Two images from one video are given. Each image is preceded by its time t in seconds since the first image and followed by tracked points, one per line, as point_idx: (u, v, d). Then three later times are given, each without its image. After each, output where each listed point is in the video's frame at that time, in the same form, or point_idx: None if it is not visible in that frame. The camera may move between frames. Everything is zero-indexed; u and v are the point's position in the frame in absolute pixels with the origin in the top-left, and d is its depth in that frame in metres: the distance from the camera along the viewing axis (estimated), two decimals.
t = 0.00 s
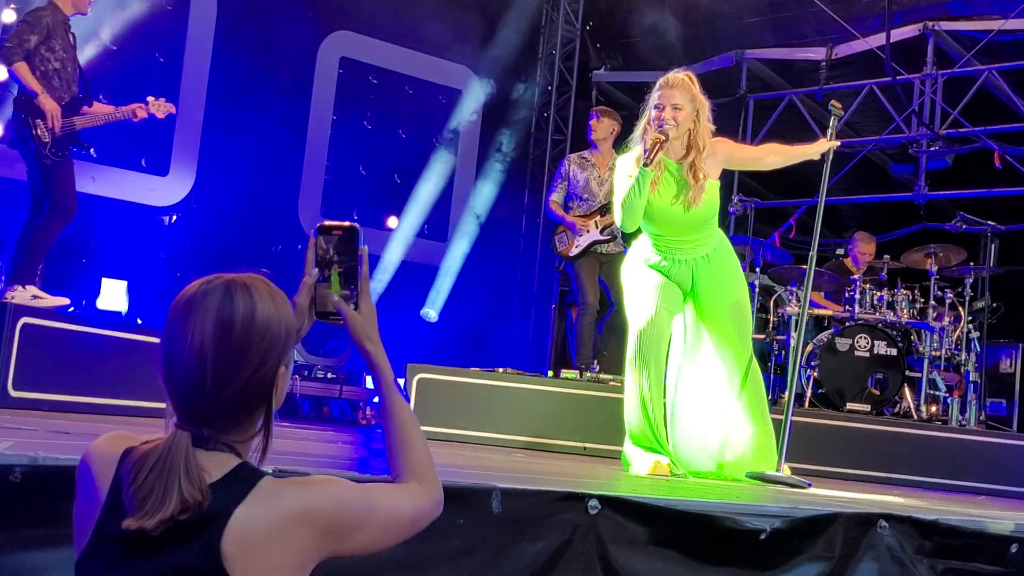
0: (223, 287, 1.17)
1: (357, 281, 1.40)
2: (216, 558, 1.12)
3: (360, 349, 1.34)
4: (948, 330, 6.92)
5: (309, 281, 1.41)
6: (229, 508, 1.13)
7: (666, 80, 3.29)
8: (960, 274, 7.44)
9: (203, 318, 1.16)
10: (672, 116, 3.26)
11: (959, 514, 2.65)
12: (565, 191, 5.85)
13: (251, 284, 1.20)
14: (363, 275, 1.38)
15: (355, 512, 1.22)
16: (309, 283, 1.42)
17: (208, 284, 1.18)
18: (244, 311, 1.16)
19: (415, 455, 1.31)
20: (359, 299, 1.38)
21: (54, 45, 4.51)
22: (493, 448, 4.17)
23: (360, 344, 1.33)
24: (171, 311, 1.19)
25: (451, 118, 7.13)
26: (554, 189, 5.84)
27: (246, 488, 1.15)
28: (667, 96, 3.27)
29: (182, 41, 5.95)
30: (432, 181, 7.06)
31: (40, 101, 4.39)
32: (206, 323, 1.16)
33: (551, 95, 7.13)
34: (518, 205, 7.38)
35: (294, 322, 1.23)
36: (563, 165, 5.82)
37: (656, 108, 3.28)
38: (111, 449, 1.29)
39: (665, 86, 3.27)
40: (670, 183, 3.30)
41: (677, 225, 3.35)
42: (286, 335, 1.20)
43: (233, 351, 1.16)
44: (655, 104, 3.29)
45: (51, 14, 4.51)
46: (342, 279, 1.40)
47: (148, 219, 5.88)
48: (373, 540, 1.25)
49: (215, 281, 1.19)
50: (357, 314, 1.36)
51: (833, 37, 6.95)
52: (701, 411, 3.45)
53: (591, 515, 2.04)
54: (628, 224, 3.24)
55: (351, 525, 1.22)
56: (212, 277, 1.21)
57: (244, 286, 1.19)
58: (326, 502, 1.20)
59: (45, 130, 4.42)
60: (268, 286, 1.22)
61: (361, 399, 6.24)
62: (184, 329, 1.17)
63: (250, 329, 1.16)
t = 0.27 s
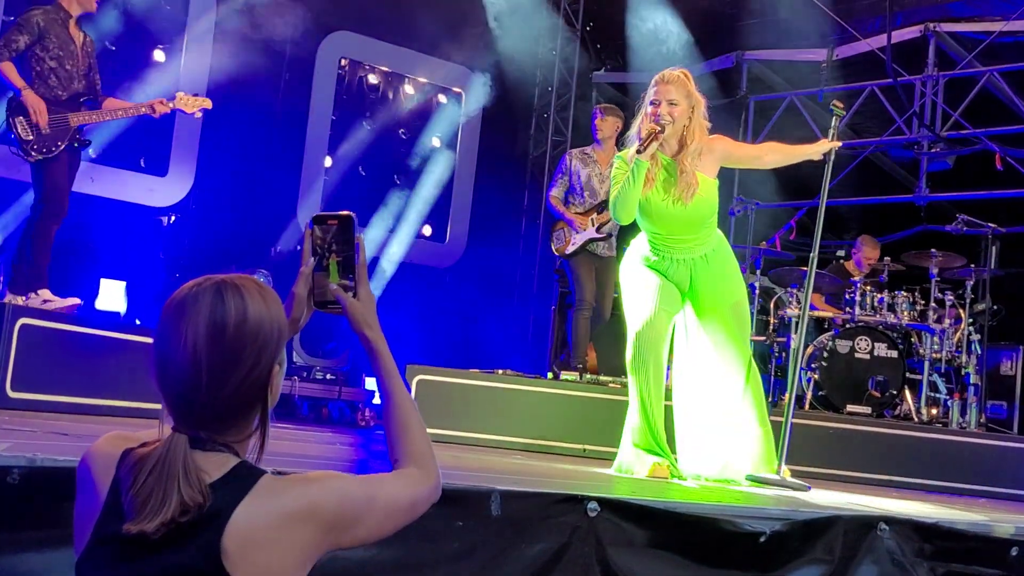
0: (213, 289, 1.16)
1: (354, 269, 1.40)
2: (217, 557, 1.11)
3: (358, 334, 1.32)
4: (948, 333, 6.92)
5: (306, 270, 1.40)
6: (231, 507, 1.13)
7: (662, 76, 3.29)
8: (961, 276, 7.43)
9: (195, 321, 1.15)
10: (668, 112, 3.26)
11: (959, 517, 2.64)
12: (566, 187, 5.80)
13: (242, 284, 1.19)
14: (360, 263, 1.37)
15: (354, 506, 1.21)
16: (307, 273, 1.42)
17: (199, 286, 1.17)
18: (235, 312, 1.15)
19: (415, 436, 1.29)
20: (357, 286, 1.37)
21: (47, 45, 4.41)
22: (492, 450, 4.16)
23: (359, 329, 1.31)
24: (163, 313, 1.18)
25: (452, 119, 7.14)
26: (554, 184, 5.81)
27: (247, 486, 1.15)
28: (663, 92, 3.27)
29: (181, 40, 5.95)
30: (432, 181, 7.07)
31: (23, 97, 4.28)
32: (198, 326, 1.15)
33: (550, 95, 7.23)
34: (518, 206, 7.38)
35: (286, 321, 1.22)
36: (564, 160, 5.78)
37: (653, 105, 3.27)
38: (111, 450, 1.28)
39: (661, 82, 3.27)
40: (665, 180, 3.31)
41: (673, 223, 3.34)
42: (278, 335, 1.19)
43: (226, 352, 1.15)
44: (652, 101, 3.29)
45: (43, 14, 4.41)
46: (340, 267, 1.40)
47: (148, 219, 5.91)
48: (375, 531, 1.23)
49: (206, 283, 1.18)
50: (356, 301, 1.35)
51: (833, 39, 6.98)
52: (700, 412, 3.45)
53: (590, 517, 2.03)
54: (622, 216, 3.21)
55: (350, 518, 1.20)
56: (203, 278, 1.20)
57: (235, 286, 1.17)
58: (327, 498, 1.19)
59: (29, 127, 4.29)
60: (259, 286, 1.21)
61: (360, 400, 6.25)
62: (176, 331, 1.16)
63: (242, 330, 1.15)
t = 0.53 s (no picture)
0: (206, 288, 1.16)
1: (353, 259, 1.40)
2: (218, 559, 1.11)
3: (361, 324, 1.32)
4: (948, 334, 6.92)
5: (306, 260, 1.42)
6: (231, 509, 1.13)
7: (663, 66, 3.32)
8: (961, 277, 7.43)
9: (188, 321, 1.15)
10: (669, 101, 3.28)
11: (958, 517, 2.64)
12: (563, 197, 5.83)
13: (235, 282, 1.19)
14: (359, 253, 1.37)
15: (356, 503, 1.20)
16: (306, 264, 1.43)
17: (191, 285, 1.17)
18: (229, 311, 1.15)
19: (420, 429, 1.29)
20: (357, 275, 1.37)
21: (51, 44, 4.37)
22: (491, 451, 4.16)
23: (361, 318, 1.32)
24: (156, 313, 1.18)
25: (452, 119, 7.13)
26: (553, 193, 5.84)
27: (247, 487, 1.15)
28: (663, 82, 3.29)
29: (180, 41, 5.95)
30: (431, 182, 7.08)
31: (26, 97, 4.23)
32: (191, 326, 1.15)
33: (551, 97, 7.18)
34: (518, 206, 7.36)
35: (281, 319, 1.22)
36: (564, 170, 5.83)
37: (653, 94, 3.29)
38: (109, 453, 1.28)
39: (662, 72, 3.29)
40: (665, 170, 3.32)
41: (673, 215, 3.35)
42: (273, 333, 1.19)
43: (220, 351, 1.15)
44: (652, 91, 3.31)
45: (44, 13, 4.39)
46: (340, 258, 1.41)
47: (148, 220, 5.91)
48: (379, 527, 1.23)
49: (198, 282, 1.17)
50: (357, 290, 1.35)
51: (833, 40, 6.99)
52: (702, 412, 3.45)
53: (589, 518, 2.03)
54: (622, 202, 3.18)
55: (352, 517, 1.20)
56: (194, 277, 1.19)
57: (228, 285, 1.17)
58: (327, 497, 1.19)
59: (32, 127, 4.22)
60: (252, 284, 1.21)
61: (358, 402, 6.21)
62: (169, 332, 1.16)
63: (236, 329, 1.15)
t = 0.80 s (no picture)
0: (207, 285, 1.16)
1: (353, 250, 1.40)
2: (220, 564, 1.11)
3: (361, 315, 1.32)
4: (945, 335, 6.94)
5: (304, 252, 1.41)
6: (232, 512, 1.12)
7: (662, 59, 3.30)
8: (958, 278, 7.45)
9: (189, 320, 1.15)
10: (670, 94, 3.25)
11: (953, 518, 2.65)
12: (558, 205, 5.84)
13: (235, 279, 1.19)
14: (359, 244, 1.37)
15: (363, 503, 1.20)
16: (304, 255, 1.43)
17: (191, 283, 1.17)
18: (230, 309, 1.15)
19: (425, 426, 1.28)
20: (358, 267, 1.37)
21: (59, 44, 4.27)
22: (489, 451, 4.16)
23: (362, 311, 1.31)
24: (155, 312, 1.18)
25: (450, 119, 7.14)
26: (547, 201, 5.84)
27: (248, 491, 1.14)
28: (662, 75, 3.27)
29: (178, 41, 5.97)
30: (430, 184, 7.09)
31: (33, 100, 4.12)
32: (191, 324, 1.15)
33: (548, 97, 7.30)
34: (516, 207, 7.36)
35: (283, 315, 1.22)
36: (560, 180, 5.85)
37: (654, 87, 3.27)
38: (104, 459, 1.28)
39: (661, 65, 3.27)
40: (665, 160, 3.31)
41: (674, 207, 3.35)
42: (275, 330, 1.19)
43: (222, 349, 1.15)
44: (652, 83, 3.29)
45: (51, 12, 4.26)
46: (339, 249, 1.41)
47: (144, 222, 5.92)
48: (386, 525, 1.23)
49: (198, 279, 1.17)
50: (357, 282, 1.35)
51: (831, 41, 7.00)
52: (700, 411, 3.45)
53: (587, 519, 2.03)
54: (625, 195, 3.20)
55: (357, 518, 1.20)
56: (194, 275, 1.19)
57: (228, 281, 1.17)
58: (332, 498, 1.18)
59: (39, 131, 4.11)
60: (253, 280, 1.21)
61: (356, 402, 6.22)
62: (168, 331, 1.16)
63: (238, 326, 1.15)
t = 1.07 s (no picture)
0: (214, 281, 1.12)
1: (360, 241, 1.42)
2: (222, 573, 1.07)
3: (369, 308, 1.29)
4: (941, 336, 6.95)
5: (310, 241, 1.42)
6: (235, 520, 1.08)
7: (661, 52, 3.26)
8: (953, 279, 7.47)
9: (196, 317, 1.11)
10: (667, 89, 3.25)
11: (949, 519, 2.65)
12: (552, 203, 5.86)
13: (244, 274, 1.15)
14: (368, 235, 1.37)
15: (374, 507, 1.16)
16: (310, 244, 1.41)
17: (198, 278, 1.13)
18: (239, 305, 1.12)
19: (436, 425, 1.25)
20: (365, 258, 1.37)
21: (78, 42, 4.14)
22: (486, 452, 4.15)
23: (370, 303, 1.28)
24: (159, 308, 1.14)
25: (447, 120, 7.15)
26: (543, 197, 5.85)
27: (252, 497, 1.10)
28: (662, 69, 3.25)
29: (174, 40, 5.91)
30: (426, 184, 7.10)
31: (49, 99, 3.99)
32: (198, 322, 1.11)
33: (545, 98, 7.16)
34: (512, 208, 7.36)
35: (292, 313, 1.19)
36: (557, 176, 5.85)
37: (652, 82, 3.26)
38: (103, 460, 1.25)
39: (660, 59, 3.25)
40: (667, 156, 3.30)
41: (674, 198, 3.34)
42: (284, 328, 1.16)
43: (229, 348, 1.11)
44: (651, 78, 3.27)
45: (73, 9, 4.16)
46: (347, 239, 1.42)
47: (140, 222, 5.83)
48: (397, 530, 1.18)
49: (205, 275, 1.13)
50: (365, 272, 1.34)
51: (827, 42, 7.00)
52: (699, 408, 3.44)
53: (583, 519, 2.03)
54: (627, 194, 3.21)
55: (369, 523, 1.15)
56: (200, 270, 1.15)
57: (237, 277, 1.14)
58: (340, 503, 1.14)
59: (51, 131, 3.95)
60: (261, 275, 1.17)
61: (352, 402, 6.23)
62: (173, 329, 1.12)
63: (248, 324, 1.12)
